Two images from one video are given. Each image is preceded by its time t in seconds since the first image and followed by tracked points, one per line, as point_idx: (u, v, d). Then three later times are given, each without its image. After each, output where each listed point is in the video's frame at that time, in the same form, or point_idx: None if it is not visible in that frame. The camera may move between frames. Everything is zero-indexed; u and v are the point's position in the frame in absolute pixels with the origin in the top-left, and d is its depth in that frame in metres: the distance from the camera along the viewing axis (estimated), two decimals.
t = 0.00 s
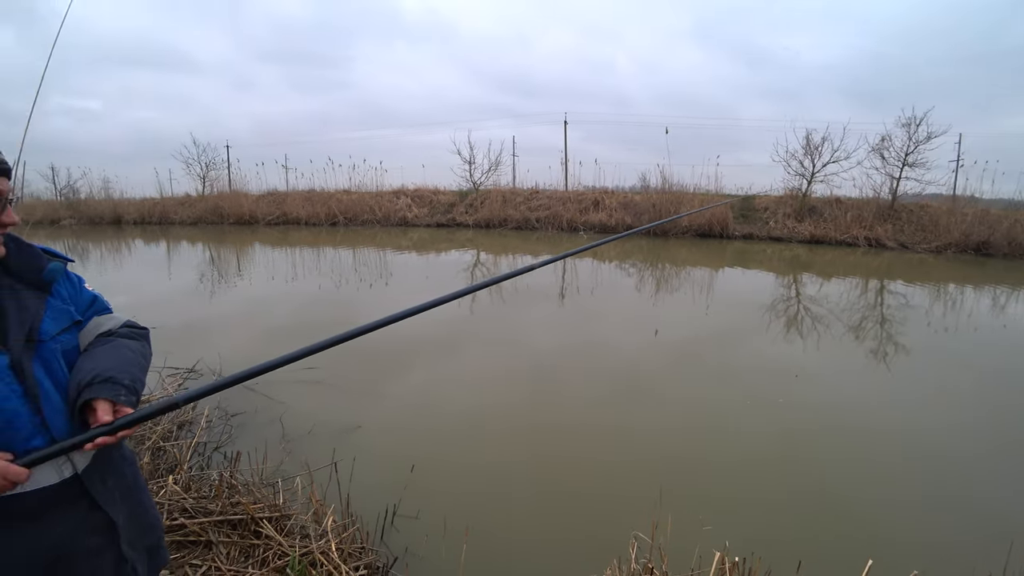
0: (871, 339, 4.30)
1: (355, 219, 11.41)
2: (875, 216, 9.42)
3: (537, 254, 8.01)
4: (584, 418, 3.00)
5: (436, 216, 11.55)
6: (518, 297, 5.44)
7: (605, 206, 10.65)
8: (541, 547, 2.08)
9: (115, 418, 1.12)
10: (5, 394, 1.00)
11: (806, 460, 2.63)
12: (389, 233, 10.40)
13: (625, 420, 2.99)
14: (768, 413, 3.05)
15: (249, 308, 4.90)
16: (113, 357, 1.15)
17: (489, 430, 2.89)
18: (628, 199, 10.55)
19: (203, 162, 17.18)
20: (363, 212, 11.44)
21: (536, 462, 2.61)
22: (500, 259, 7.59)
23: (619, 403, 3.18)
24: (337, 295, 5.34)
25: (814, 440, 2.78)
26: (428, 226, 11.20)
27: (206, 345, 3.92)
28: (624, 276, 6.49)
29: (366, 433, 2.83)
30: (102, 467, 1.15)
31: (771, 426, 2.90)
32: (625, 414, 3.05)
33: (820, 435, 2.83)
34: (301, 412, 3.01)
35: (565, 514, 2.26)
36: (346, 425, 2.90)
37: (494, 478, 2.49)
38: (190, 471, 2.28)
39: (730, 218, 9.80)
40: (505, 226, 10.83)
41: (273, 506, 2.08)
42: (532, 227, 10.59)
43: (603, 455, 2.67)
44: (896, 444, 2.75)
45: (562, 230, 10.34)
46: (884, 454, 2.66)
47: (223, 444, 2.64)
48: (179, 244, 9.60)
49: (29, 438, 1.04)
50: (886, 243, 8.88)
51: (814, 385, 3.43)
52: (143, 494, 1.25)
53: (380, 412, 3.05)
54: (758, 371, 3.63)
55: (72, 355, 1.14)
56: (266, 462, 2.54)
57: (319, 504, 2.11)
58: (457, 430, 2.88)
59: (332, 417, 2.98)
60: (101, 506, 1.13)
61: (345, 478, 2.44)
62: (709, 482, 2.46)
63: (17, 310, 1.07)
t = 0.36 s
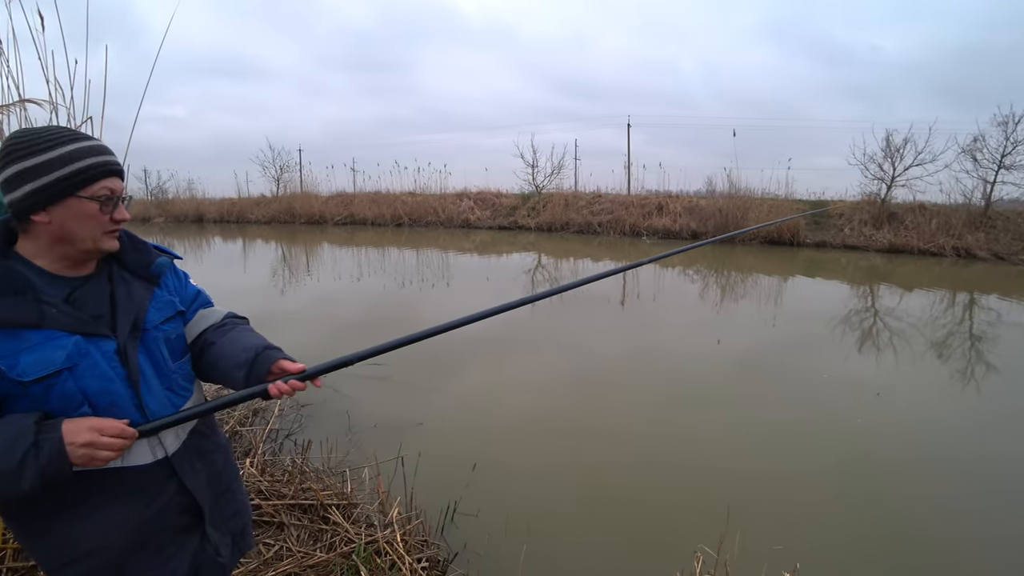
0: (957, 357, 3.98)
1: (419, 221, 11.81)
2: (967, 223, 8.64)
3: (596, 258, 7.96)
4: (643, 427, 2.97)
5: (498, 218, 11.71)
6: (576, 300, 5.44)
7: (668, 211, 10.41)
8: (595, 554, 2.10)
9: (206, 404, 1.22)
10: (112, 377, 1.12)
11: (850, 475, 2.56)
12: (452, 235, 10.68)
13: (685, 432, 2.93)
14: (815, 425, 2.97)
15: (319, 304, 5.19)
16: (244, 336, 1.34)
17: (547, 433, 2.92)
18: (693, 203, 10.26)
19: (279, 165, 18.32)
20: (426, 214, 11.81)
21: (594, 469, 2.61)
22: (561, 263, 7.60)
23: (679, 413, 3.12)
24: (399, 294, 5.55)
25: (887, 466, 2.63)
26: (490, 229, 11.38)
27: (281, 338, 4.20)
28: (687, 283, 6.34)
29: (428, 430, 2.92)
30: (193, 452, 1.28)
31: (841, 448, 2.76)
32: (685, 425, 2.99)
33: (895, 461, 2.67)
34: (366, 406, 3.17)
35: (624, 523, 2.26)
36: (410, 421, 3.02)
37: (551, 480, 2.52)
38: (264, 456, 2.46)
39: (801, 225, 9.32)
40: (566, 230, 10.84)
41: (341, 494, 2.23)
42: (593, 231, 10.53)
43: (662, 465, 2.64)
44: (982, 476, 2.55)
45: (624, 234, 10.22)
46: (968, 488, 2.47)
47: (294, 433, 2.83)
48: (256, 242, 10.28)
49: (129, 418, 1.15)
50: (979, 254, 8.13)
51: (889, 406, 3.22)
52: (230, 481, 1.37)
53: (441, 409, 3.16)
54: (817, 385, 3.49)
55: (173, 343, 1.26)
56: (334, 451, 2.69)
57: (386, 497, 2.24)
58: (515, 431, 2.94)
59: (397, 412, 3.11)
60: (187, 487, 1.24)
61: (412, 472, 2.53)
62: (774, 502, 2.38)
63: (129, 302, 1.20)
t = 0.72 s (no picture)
0: None
1: (486, 223, 12.10)
2: None
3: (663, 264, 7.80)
4: (706, 442, 2.91)
5: (564, 221, 11.73)
6: (640, 306, 5.36)
7: (740, 216, 10.00)
8: (650, 569, 2.09)
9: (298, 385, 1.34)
10: (207, 365, 1.25)
11: (898, 496, 2.53)
12: (518, 238, 10.85)
13: (751, 451, 2.84)
14: (872, 447, 2.91)
15: (387, 301, 5.44)
16: (375, 314, 1.51)
17: (606, 440, 2.92)
18: (768, 209, 9.79)
19: (353, 168, 19.29)
20: (493, 217, 12.07)
21: (654, 481, 2.59)
22: (626, 268, 7.52)
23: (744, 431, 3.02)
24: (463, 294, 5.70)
25: (972, 509, 2.45)
26: (557, 233, 11.42)
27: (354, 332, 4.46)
28: (757, 293, 6.08)
29: (491, 429, 3.00)
30: (274, 441, 1.40)
31: (919, 488, 2.60)
32: (750, 444, 2.90)
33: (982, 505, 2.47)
34: (430, 403, 3.30)
35: (685, 539, 2.24)
36: (473, 420, 3.11)
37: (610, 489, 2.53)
38: (335, 445, 2.64)
39: (887, 234, 8.67)
40: (634, 234, 10.69)
41: (408, 487, 2.37)
42: (661, 237, 10.32)
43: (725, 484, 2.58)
44: None
45: (692, 240, 9.93)
46: None
47: (363, 425, 3.00)
48: (331, 240, 10.91)
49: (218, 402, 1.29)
50: None
51: (981, 438, 2.97)
52: (307, 472, 1.49)
53: (503, 410, 3.23)
54: (889, 406, 3.31)
55: (264, 334, 1.39)
56: (401, 445, 2.83)
57: (451, 493, 2.34)
58: (575, 436, 2.96)
59: (462, 410, 3.22)
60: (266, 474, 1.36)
61: (477, 471, 2.61)
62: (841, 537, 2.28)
63: (228, 296, 1.34)
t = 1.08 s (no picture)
0: None
1: (544, 226, 12.18)
2: None
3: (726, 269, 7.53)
4: (767, 456, 2.81)
5: (623, 224, 11.57)
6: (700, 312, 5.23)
7: (808, 219, 9.47)
8: None
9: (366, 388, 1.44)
10: (293, 358, 1.38)
11: (972, 513, 2.40)
12: (575, 241, 10.82)
13: (816, 468, 2.72)
14: (943, 460, 2.76)
15: (445, 302, 5.61)
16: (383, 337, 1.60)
17: (662, 449, 2.89)
18: (839, 212, 9.24)
19: (414, 172, 19.95)
20: (551, 220, 12.13)
21: (711, 494, 2.54)
22: (687, 273, 7.33)
23: (808, 446, 2.89)
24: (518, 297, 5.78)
25: None
26: (615, 236, 11.29)
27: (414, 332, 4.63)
28: (827, 300, 5.76)
29: (545, 433, 3.05)
30: (348, 437, 1.51)
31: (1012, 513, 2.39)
32: (815, 460, 2.77)
33: None
34: (486, 404, 3.39)
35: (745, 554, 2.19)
36: (529, 423, 3.16)
37: (665, 499, 2.51)
38: (396, 442, 2.77)
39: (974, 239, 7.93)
40: (695, 238, 10.39)
41: (465, 486, 2.46)
42: (723, 241, 9.97)
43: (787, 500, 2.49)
44: None
45: (756, 245, 9.55)
46: None
47: (421, 423, 3.13)
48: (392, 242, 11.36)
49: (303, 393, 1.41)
50: None
51: None
52: (375, 467, 1.59)
53: (556, 414, 3.26)
54: (973, 424, 3.08)
55: (340, 333, 1.52)
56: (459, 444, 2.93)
57: (507, 495, 2.41)
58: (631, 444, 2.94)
59: (518, 412, 3.28)
60: (341, 466, 1.47)
61: (534, 473, 2.67)
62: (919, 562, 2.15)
63: (311, 295, 1.46)
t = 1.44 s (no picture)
0: None
1: (585, 228, 12.13)
2: None
3: (774, 272, 7.28)
4: (815, 465, 2.72)
5: (665, 226, 11.36)
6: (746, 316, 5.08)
7: (858, 220, 9.00)
8: None
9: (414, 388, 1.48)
10: (342, 357, 1.46)
11: None
12: (616, 244, 10.72)
13: (868, 478, 2.62)
14: (1010, 473, 2.60)
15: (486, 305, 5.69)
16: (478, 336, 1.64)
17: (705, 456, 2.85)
18: (896, 211, 8.75)
19: (455, 177, 20.28)
20: (592, 222, 12.07)
21: (756, 503, 2.49)
22: (732, 276, 7.13)
23: (860, 456, 2.78)
24: (557, 299, 5.79)
25: None
26: (657, 238, 11.11)
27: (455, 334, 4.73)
28: (883, 305, 5.47)
29: (586, 437, 3.06)
30: (394, 438, 1.58)
31: None
32: (868, 471, 2.66)
33: None
34: (526, 407, 3.43)
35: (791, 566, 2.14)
36: (569, 426, 3.18)
37: (709, 507, 2.48)
38: (438, 442, 2.85)
39: None
40: (740, 240, 10.08)
41: (507, 489, 2.51)
42: (770, 242, 9.64)
43: (836, 512, 2.41)
44: None
45: (806, 246, 9.18)
46: None
47: (462, 425, 3.20)
48: (434, 245, 11.60)
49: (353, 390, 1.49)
50: None
51: None
52: (420, 468, 1.66)
53: (596, 418, 3.26)
54: None
55: (387, 333, 1.59)
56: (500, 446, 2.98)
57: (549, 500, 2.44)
58: (672, 450, 2.91)
59: (558, 416, 3.30)
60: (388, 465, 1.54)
61: (575, 478, 2.69)
62: None
63: (361, 297, 1.54)
